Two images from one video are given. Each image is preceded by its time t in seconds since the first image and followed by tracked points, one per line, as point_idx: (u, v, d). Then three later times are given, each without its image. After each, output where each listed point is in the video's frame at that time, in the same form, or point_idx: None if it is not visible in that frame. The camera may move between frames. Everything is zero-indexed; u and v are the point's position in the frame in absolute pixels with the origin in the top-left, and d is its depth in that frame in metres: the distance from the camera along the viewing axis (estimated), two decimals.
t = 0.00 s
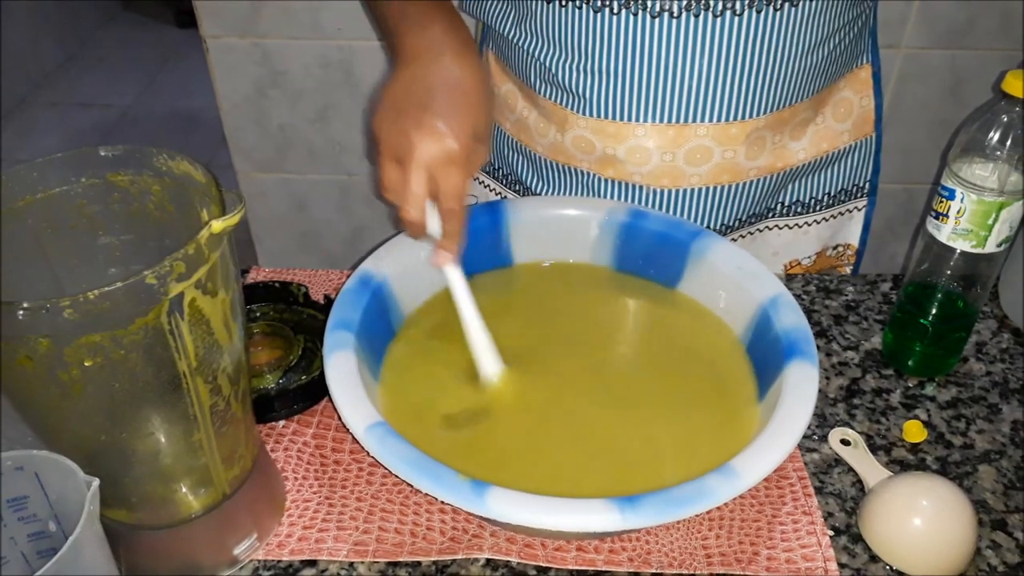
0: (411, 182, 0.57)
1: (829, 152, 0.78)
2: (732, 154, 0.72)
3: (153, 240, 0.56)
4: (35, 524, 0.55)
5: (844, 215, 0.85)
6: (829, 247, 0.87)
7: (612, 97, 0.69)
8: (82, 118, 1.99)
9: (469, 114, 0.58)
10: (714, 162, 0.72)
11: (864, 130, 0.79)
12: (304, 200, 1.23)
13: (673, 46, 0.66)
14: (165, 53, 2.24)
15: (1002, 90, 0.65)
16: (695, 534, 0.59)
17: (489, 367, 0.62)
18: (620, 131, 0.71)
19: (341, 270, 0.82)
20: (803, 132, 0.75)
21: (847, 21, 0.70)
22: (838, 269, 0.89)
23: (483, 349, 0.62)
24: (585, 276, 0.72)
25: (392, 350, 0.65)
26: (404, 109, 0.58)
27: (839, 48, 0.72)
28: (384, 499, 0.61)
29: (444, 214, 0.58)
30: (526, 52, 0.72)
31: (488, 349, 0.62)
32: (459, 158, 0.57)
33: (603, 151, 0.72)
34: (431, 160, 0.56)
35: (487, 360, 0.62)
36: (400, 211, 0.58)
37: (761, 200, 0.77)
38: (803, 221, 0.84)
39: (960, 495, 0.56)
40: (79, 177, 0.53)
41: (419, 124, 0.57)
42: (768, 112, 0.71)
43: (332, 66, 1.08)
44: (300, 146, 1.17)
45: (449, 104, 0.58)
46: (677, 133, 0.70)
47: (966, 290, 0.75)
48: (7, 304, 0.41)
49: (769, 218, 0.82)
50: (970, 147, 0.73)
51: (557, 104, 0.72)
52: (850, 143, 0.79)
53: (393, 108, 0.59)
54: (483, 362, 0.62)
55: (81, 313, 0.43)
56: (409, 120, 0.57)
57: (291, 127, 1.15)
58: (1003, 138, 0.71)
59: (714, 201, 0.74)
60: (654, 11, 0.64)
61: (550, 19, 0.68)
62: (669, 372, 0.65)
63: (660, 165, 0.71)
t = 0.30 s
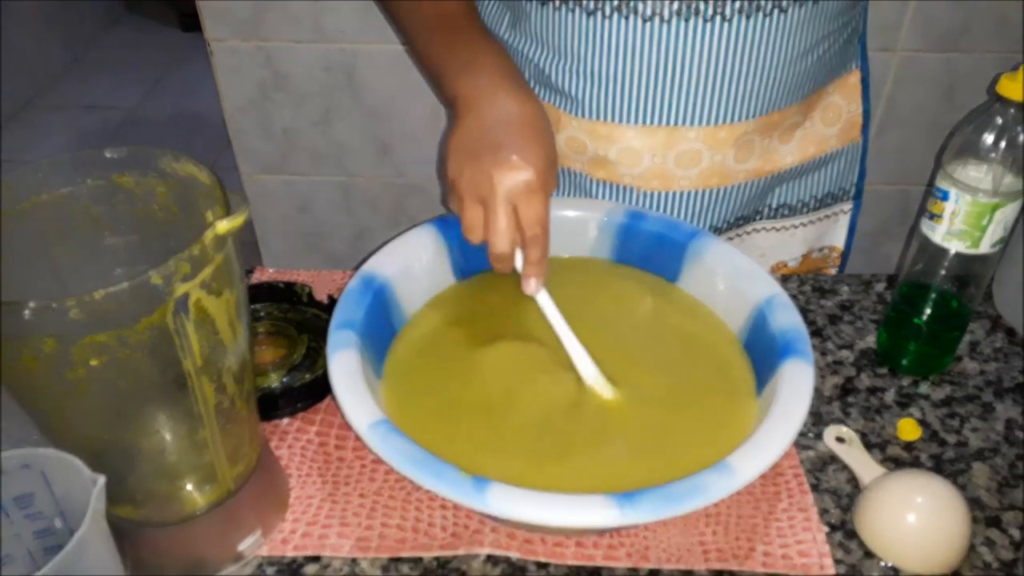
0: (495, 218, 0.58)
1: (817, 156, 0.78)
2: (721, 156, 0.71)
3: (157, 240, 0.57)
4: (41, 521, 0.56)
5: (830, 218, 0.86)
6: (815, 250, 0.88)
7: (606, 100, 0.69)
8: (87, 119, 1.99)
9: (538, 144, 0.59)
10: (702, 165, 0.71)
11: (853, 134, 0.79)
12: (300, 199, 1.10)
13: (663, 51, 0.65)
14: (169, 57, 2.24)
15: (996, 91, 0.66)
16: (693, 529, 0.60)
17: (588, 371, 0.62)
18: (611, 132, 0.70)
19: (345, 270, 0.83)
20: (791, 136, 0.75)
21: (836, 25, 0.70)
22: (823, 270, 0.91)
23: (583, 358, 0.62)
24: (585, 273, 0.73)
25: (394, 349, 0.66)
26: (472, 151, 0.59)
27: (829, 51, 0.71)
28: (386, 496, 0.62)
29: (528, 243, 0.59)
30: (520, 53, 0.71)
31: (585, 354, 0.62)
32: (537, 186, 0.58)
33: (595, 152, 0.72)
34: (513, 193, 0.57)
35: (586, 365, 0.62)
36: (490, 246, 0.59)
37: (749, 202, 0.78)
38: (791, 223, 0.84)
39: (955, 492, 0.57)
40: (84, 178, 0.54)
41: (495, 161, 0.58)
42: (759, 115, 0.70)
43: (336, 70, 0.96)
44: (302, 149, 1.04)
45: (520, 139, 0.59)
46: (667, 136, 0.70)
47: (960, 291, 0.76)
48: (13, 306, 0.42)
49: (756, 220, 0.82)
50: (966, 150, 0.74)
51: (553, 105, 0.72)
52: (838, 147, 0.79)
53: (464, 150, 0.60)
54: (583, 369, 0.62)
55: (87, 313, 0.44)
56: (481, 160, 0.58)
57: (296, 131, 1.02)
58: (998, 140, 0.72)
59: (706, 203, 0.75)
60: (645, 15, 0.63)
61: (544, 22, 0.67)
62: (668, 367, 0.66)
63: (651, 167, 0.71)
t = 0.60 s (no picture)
0: (413, 162, 0.58)
1: (814, 159, 0.78)
2: (719, 158, 0.71)
3: (160, 241, 0.57)
4: (41, 521, 0.57)
5: (827, 220, 0.86)
6: (812, 252, 0.88)
7: (605, 101, 0.69)
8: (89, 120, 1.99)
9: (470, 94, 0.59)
10: (700, 167, 0.71)
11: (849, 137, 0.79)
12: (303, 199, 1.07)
13: (662, 52, 0.65)
14: (169, 58, 2.23)
15: (996, 92, 0.66)
16: (693, 529, 0.60)
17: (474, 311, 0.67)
18: (609, 133, 0.70)
19: (346, 271, 0.84)
20: (790, 137, 0.75)
21: (835, 27, 0.70)
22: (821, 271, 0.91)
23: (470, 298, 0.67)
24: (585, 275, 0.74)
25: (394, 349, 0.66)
26: (402, 89, 0.59)
27: (827, 55, 0.72)
28: (386, 496, 0.62)
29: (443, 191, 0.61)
30: (520, 53, 0.71)
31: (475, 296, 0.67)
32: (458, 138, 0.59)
33: (593, 153, 0.72)
34: (432, 140, 0.58)
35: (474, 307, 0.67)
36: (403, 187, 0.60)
37: (747, 203, 0.78)
38: (788, 225, 0.84)
39: (954, 492, 0.57)
40: (85, 178, 0.54)
41: (422, 103, 0.58)
42: (758, 117, 0.70)
43: (338, 73, 0.94)
44: (304, 149, 1.01)
45: (449, 83, 0.58)
46: (666, 136, 0.70)
47: (960, 290, 0.76)
48: (14, 305, 0.42)
49: (753, 221, 0.82)
50: (966, 151, 0.75)
51: (549, 105, 0.72)
52: (835, 150, 0.79)
53: (395, 87, 0.59)
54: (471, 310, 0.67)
55: (88, 313, 0.44)
56: (407, 100, 0.58)
57: (298, 132, 1.00)
58: (996, 141, 0.72)
59: (704, 204, 0.75)
60: (645, 16, 0.63)
61: (544, 22, 0.67)
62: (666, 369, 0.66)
63: (648, 167, 0.71)
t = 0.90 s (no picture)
0: (473, 193, 0.58)
1: (810, 155, 0.78)
2: (717, 157, 0.71)
3: (161, 241, 0.57)
4: (42, 521, 0.57)
5: (823, 216, 0.86)
6: (809, 249, 0.88)
7: (603, 100, 0.69)
8: (91, 120, 1.99)
9: (518, 120, 0.60)
10: (698, 167, 0.71)
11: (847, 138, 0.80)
12: (302, 200, 1.07)
13: (660, 52, 0.65)
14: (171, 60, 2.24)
15: (994, 92, 0.66)
16: (693, 528, 0.60)
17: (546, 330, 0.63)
18: (607, 133, 0.70)
19: (346, 271, 0.84)
20: (785, 137, 0.75)
21: (830, 26, 0.70)
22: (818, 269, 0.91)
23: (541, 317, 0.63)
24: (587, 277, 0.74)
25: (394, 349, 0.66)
26: (452, 127, 0.59)
27: (823, 53, 0.72)
28: (386, 495, 0.62)
29: (503, 220, 0.60)
30: (517, 53, 0.71)
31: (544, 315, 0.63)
32: (515, 163, 0.59)
33: (592, 154, 0.72)
34: (494, 166, 0.58)
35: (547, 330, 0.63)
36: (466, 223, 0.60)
37: (744, 201, 0.78)
38: (784, 222, 0.84)
39: (954, 492, 0.57)
40: (86, 178, 0.54)
41: (478, 134, 0.58)
42: (755, 115, 0.70)
43: (338, 72, 0.94)
44: (304, 149, 1.01)
45: (502, 116, 0.59)
46: (664, 136, 0.70)
47: (959, 290, 0.76)
48: (15, 305, 0.42)
49: (752, 219, 0.82)
50: (965, 151, 0.75)
51: (549, 106, 0.72)
52: (830, 146, 0.79)
53: (439, 121, 0.60)
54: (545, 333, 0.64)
55: (88, 313, 0.44)
56: (460, 138, 0.59)
57: (298, 132, 1.00)
58: (996, 141, 0.72)
59: (703, 203, 0.75)
60: (642, 16, 0.63)
61: (541, 22, 0.67)
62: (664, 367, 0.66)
63: (647, 167, 0.71)
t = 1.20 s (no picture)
0: (459, 204, 0.55)
1: (803, 154, 0.78)
2: (712, 157, 0.71)
3: (161, 241, 0.57)
4: (42, 521, 0.57)
5: (812, 215, 0.86)
6: (801, 247, 0.88)
7: (598, 99, 0.68)
8: (91, 120, 1.99)
9: (512, 135, 0.56)
10: (693, 166, 0.71)
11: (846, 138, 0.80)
12: (302, 200, 1.07)
13: (657, 50, 0.65)
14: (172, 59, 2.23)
15: (994, 92, 0.66)
16: (693, 529, 0.60)
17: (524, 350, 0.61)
18: (603, 132, 0.70)
19: (346, 271, 0.84)
20: (779, 136, 0.75)
21: (827, 25, 0.70)
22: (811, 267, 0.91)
23: (527, 351, 0.61)
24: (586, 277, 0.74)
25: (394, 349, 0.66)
26: (441, 135, 0.56)
27: (818, 53, 0.72)
28: (386, 495, 0.62)
29: (487, 238, 0.57)
30: (513, 50, 0.71)
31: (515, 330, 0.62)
32: (499, 178, 0.55)
33: (587, 151, 0.72)
34: (481, 179, 0.54)
35: (532, 368, 0.61)
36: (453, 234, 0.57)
37: (737, 200, 0.78)
38: (777, 221, 0.84)
39: (954, 492, 0.57)
40: (85, 178, 0.54)
41: (465, 144, 0.55)
42: (750, 115, 0.70)
43: (337, 72, 0.94)
44: (305, 149, 1.01)
45: (493, 128, 0.56)
46: (668, 135, 0.69)
47: (959, 290, 0.76)
48: (15, 305, 0.42)
49: (743, 219, 0.82)
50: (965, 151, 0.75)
51: (544, 102, 0.72)
52: (822, 145, 0.79)
53: (432, 130, 0.57)
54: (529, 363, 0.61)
55: (89, 313, 0.44)
56: (450, 145, 0.55)
57: (298, 132, 1.00)
58: (996, 141, 0.72)
59: (702, 202, 0.75)
60: (637, 15, 0.63)
61: (537, 19, 0.67)
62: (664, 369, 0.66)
63: (642, 166, 0.72)
